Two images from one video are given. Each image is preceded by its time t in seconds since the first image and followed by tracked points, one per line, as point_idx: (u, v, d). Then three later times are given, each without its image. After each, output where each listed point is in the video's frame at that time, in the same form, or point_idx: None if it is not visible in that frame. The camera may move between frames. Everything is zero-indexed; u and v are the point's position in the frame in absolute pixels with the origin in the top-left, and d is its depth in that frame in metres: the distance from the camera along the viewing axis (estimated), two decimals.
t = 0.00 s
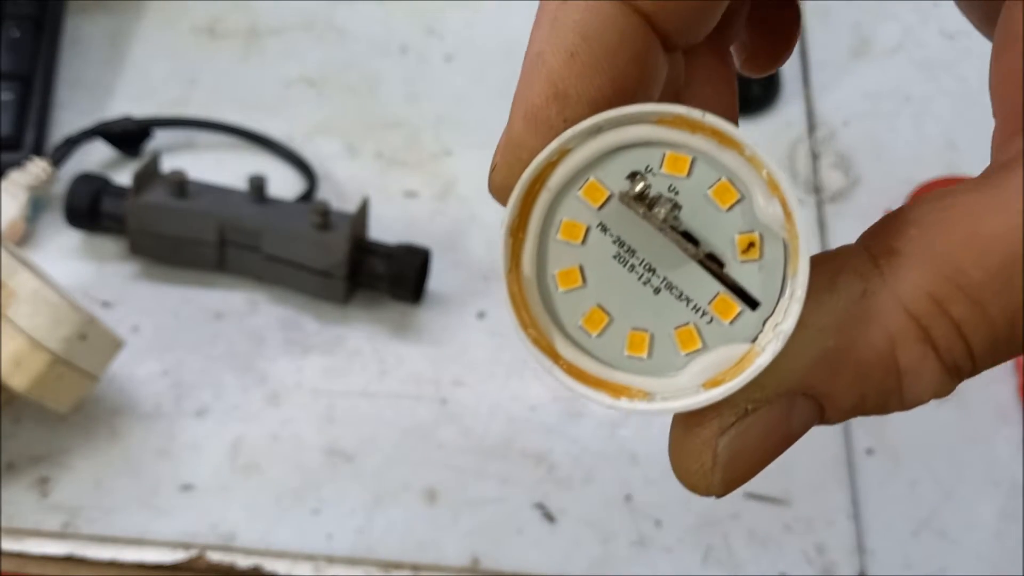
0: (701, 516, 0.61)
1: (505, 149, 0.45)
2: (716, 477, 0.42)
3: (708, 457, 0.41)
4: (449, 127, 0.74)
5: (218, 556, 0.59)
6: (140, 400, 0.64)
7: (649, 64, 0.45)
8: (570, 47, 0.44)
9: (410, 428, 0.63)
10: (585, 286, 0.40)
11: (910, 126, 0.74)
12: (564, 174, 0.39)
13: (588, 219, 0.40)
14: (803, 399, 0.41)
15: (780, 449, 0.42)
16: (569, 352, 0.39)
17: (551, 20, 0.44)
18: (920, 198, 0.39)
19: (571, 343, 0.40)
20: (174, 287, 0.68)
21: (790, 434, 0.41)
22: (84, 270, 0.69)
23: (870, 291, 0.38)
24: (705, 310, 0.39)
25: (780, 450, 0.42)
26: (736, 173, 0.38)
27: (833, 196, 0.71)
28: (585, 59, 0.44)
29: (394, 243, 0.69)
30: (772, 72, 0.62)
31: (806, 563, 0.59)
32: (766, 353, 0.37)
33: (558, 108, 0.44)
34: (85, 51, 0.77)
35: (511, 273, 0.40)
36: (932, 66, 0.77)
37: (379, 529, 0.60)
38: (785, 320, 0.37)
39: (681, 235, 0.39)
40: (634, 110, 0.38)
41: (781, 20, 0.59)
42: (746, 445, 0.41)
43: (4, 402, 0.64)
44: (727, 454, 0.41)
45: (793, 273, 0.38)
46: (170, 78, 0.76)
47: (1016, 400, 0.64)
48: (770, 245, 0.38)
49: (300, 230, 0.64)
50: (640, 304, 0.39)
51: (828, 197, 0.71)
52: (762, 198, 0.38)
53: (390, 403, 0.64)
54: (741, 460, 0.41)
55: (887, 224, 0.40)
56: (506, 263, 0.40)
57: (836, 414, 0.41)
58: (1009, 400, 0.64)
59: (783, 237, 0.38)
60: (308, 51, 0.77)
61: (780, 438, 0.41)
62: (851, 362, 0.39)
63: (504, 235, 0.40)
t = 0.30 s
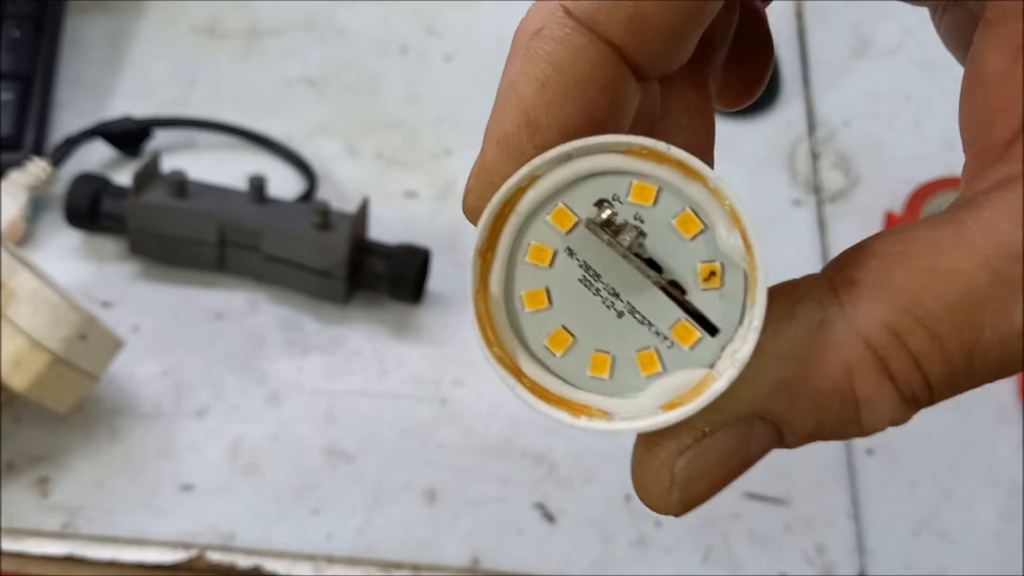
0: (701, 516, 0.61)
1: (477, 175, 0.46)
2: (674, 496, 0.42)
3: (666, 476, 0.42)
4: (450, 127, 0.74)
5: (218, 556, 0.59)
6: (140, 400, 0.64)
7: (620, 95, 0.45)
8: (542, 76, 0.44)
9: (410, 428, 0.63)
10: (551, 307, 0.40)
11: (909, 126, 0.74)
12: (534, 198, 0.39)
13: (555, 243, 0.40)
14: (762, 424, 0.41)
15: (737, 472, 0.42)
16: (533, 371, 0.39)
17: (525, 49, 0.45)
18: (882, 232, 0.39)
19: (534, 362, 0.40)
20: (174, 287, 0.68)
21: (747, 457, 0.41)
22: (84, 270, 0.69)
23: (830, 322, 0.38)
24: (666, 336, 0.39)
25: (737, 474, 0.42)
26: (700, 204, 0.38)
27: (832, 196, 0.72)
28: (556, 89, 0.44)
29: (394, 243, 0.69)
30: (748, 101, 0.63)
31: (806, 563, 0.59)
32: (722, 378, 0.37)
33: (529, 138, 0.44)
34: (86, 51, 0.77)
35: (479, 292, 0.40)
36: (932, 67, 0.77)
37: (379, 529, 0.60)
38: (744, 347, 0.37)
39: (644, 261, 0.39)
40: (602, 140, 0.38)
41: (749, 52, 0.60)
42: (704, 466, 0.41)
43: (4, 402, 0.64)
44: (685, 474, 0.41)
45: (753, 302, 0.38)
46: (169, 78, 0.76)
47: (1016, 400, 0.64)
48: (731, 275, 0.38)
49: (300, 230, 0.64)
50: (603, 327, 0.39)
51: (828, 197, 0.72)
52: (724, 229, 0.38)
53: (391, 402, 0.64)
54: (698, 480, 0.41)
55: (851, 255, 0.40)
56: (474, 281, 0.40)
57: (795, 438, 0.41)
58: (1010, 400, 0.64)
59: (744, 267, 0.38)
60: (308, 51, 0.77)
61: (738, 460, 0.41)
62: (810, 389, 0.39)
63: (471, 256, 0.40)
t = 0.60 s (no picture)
0: (701, 516, 0.61)
1: (484, 107, 0.47)
2: (647, 427, 0.42)
3: (642, 406, 0.41)
4: (450, 127, 0.74)
5: (218, 556, 0.59)
6: (140, 400, 0.64)
7: (627, 36, 0.47)
8: (549, 14, 0.45)
9: (411, 429, 0.63)
10: (543, 237, 0.40)
11: (910, 126, 0.74)
12: (536, 130, 0.39)
13: (553, 175, 0.39)
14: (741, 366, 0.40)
15: (715, 411, 0.41)
16: (522, 293, 0.40)
17: None
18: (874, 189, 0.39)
19: (523, 285, 0.40)
20: (174, 288, 0.68)
21: (723, 399, 0.41)
22: (84, 270, 0.69)
23: (807, 272, 0.38)
24: (649, 271, 0.39)
25: (713, 414, 0.42)
26: (693, 149, 0.38)
27: (832, 196, 0.71)
28: (564, 28, 0.45)
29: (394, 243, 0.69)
30: (760, 72, 0.64)
31: (806, 562, 0.59)
32: (699, 315, 0.38)
33: (536, 71, 0.45)
34: (86, 52, 0.77)
35: (478, 214, 0.40)
36: (933, 66, 0.77)
37: (379, 529, 0.60)
38: (721, 289, 0.37)
39: (633, 199, 0.39)
40: (604, 79, 0.38)
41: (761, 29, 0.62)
42: (681, 400, 0.41)
43: (4, 402, 0.64)
44: (660, 405, 0.41)
45: (734, 246, 0.38)
46: (170, 79, 0.76)
47: (1017, 400, 0.64)
48: (716, 220, 0.38)
49: (299, 230, 0.64)
50: (591, 260, 0.39)
51: (828, 197, 0.72)
52: (714, 175, 0.38)
53: (391, 403, 0.64)
54: (673, 414, 0.41)
55: (844, 207, 0.39)
56: (473, 205, 0.40)
57: (771, 384, 0.41)
58: (1009, 400, 0.64)
59: (729, 212, 0.38)
60: (308, 51, 0.77)
61: (714, 400, 0.41)
62: (786, 334, 0.39)
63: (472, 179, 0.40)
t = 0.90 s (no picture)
0: (702, 516, 0.61)
1: (503, 185, 0.46)
2: (694, 492, 0.42)
3: (686, 473, 0.42)
4: (450, 127, 0.74)
5: (218, 557, 0.59)
6: (139, 400, 0.64)
7: (641, 102, 0.46)
8: (563, 84, 0.45)
9: (411, 429, 0.63)
10: (575, 309, 0.39)
11: (911, 125, 0.74)
12: (560, 203, 0.39)
13: (579, 245, 0.39)
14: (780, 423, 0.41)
15: (758, 466, 0.42)
16: (559, 370, 0.39)
17: (548, 60, 0.45)
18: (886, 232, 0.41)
19: (559, 361, 0.39)
20: (174, 287, 0.68)
21: (765, 455, 0.41)
22: (84, 270, 0.69)
23: (839, 320, 0.39)
24: (684, 335, 0.39)
25: (755, 471, 0.42)
26: (718, 207, 0.38)
27: (833, 196, 0.71)
28: (579, 97, 0.44)
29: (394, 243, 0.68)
30: (754, 98, 0.63)
31: (806, 563, 0.59)
32: (739, 378, 0.37)
33: (555, 144, 0.44)
34: (85, 51, 0.77)
35: (506, 294, 0.39)
36: (933, 66, 0.77)
37: (379, 530, 0.60)
38: (758, 346, 0.38)
39: (664, 264, 0.39)
40: (626, 145, 0.38)
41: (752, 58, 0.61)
42: (725, 462, 0.41)
43: (3, 402, 0.64)
44: (705, 469, 0.41)
45: (768, 302, 0.38)
46: (169, 78, 0.76)
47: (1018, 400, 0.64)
48: (748, 277, 0.38)
49: (299, 230, 0.64)
50: (624, 329, 0.39)
51: (829, 196, 0.71)
52: (741, 233, 0.38)
53: (390, 403, 0.64)
54: (718, 475, 0.41)
55: (859, 253, 0.41)
56: (501, 284, 0.39)
57: (810, 434, 0.42)
58: (1010, 400, 0.64)
59: (760, 269, 0.38)
60: (307, 51, 0.77)
61: (757, 458, 0.41)
62: (822, 385, 0.40)
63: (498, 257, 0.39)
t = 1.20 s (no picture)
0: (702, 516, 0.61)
1: (485, 294, 0.46)
2: None
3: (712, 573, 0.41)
4: (450, 127, 0.74)
5: (218, 556, 0.59)
6: (139, 400, 0.64)
7: (608, 194, 0.46)
8: (532, 191, 0.45)
9: (411, 429, 0.63)
10: (577, 417, 0.39)
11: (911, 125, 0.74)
12: (548, 312, 0.40)
13: (573, 352, 0.40)
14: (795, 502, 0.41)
15: (780, 549, 0.42)
16: (568, 483, 0.39)
17: (508, 169, 0.46)
18: (868, 293, 0.41)
19: (567, 474, 0.39)
20: (174, 287, 0.68)
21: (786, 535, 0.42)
22: (84, 270, 0.69)
23: (840, 395, 0.40)
24: (692, 433, 0.39)
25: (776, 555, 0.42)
26: (710, 301, 0.39)
27: (832, 196, 0.72)
28: (550, 201, 0.45)
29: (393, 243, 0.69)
30: (684, 147, 0.59)
31: (806, 563, 0.59)
32: (756, 473, 0.37)
33: (533, 253, 0.45)
34: (85, 51, 0.77)
35: (504, 414, 0.40)
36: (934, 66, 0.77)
37: (379, 529, 0.60)
38: (771, 440, 0.38)
39: (665, 363, 0.39)
40: (611, 250, 0.39)
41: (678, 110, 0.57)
42: (750, 551, 0.41)
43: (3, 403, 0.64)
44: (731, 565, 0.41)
45: (774, 394, 0.38)
46: (169, 78, 0.76)
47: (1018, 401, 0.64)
48: (750, 367, 0.38)
49: (299, 230, 0.64)
50: (630, 432, 0.39)
51: (828, 197, 0.72)
52: (737, 323, 0.38)
53: (390, 402, 0.64)
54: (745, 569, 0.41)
55: (844, 320, 0.41)
56: (498, 404, 0.39)
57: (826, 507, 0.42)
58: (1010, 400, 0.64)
59: (762, 358, 0.38)
60: (308, 51, 0.77)
61: (778, 538, 0.41)
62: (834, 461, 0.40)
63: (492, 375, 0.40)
